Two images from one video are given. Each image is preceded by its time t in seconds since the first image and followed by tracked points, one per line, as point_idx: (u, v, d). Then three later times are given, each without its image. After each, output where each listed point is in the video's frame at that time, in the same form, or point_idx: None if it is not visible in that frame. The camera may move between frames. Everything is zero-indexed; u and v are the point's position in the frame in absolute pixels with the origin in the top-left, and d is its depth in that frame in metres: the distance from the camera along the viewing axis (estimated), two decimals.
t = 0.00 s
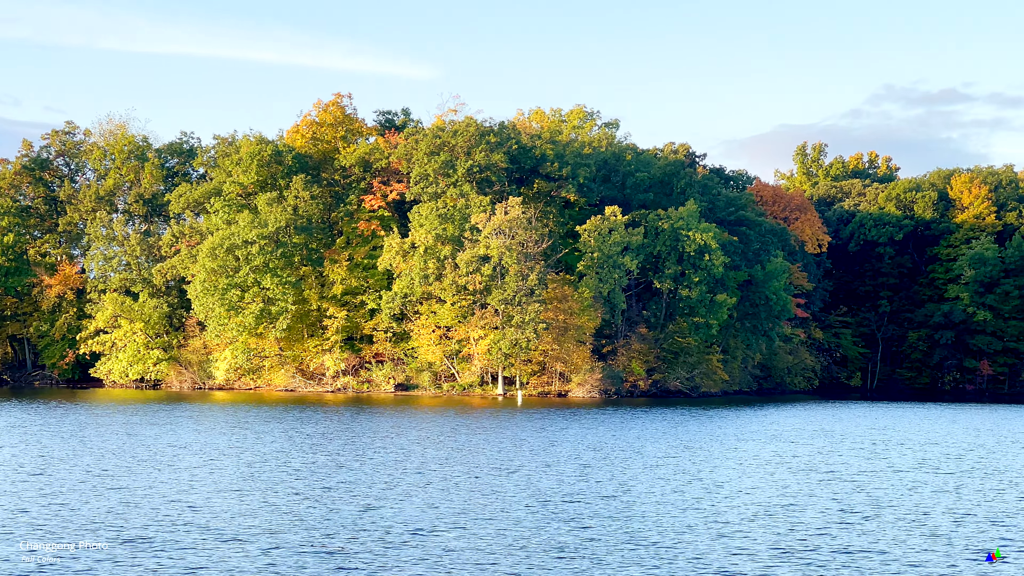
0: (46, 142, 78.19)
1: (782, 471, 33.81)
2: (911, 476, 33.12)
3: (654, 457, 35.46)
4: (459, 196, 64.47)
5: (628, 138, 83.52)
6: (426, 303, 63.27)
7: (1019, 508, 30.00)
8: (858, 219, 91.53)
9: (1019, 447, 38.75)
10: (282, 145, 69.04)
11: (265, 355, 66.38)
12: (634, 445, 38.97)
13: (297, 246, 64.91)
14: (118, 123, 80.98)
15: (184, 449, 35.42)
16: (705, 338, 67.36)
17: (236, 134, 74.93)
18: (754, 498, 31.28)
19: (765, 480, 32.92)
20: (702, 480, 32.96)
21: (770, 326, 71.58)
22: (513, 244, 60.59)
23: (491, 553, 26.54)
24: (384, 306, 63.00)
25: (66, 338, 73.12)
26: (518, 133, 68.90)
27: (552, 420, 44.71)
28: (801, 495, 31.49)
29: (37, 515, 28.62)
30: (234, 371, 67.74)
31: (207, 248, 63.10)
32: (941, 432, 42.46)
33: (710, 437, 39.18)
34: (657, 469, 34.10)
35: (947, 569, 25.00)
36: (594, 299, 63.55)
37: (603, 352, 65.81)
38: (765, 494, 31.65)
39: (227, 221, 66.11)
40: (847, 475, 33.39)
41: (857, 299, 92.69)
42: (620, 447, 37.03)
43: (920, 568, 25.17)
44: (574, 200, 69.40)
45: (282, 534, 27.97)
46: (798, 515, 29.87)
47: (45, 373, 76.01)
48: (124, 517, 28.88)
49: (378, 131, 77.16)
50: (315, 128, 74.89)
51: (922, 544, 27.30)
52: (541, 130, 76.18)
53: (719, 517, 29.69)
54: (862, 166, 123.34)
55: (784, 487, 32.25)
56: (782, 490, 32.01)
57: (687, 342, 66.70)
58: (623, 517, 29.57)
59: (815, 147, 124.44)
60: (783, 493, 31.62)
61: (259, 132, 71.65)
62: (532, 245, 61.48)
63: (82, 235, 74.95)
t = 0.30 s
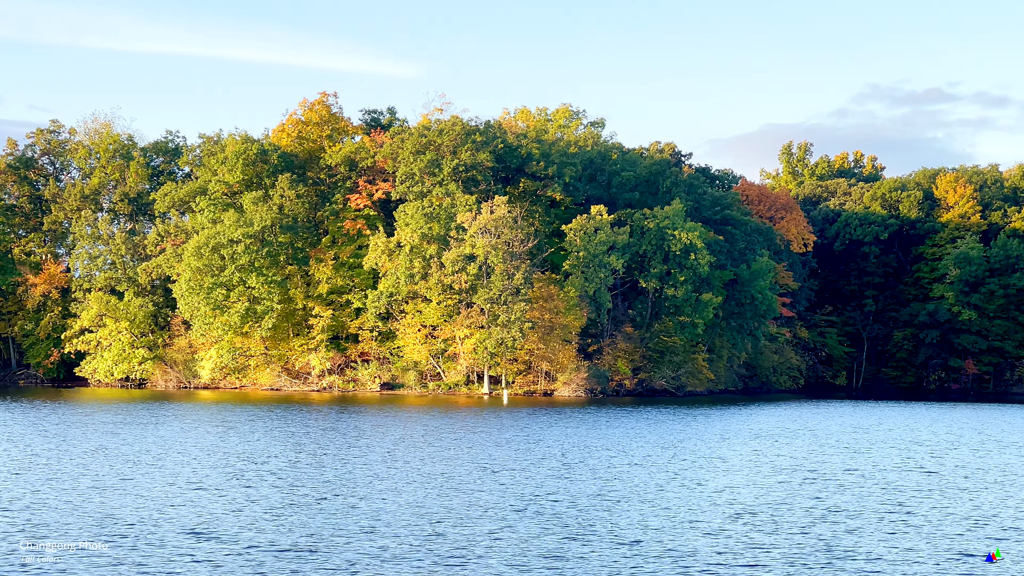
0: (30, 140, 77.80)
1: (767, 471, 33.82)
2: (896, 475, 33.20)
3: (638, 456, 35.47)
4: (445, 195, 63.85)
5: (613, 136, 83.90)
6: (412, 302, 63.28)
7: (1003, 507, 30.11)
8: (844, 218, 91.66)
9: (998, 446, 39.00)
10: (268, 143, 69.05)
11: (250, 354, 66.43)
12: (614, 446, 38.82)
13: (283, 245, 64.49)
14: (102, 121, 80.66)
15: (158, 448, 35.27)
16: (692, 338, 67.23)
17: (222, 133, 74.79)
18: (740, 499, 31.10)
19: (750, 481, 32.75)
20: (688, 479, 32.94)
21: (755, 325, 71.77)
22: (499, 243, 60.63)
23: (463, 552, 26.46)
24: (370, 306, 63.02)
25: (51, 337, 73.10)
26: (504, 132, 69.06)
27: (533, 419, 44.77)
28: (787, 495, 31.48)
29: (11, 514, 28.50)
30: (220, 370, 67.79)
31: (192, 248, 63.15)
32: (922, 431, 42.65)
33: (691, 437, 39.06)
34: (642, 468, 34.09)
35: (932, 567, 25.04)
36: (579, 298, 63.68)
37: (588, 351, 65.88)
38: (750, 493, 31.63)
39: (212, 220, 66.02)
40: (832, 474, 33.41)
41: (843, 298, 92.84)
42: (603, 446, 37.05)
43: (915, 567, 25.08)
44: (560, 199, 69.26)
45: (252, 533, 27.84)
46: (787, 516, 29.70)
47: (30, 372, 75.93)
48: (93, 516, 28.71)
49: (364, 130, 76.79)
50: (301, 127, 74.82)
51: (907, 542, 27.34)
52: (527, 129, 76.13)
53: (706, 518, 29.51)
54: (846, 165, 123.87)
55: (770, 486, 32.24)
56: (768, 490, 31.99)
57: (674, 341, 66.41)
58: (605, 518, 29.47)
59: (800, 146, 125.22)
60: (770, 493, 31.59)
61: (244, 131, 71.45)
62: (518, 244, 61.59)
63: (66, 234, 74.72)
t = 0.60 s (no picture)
0: (16, 139, 77.70)
1: (751, 470, 33.81)
2: (880, 474, 33.25)
3: (622, 455, 35.47)
4: (432, 194, 64.09)
5: (600, 135, 84.10)
6: (399, 301, 63.30)
7: (985, 506, 30.20)
8: (831, 217, 91.88)
9: (981, 444, 39.22)
10: (255, 141, 68.72)
11: (237, 352, 66.49)
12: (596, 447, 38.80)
13: (270, 243, 64.54)
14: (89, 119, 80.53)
15: (134, 447, 35.22)
16: (679, 337, 67.27)
17: (209, 132, 74.70)
18: (729, 501, 30.91)
19: (735, 480, 32.73)
20: (672, 478, 32.95)
21: (742, 324, 71.93)
22: (486, 242, 60.59)
23: (434, 551, 26.42)
24: (357, 305, 62.99)
25: (37, 336, 73.13)
26: (491, 131, 69.03)
27: (515, 417, 44.80)
28: (771, 494, 31.48)
29: None
30: (207, 369, 67.80)
31: (179, 247, 63.21)
32: (904, 430, 42.75)
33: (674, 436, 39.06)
34: (625, 468, 34.09)
35: (914, 566, 25.09)
36: (566, 297, 63.75)
37: (575, 350, 65.93)
38: (734, 493, 31.63)
39: (199, 219, 66.01)
40: (816, 473, 33.43)
41: (830, 296, 93.02)
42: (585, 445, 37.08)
43: (910, 567, 24.99)
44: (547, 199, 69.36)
45: (224, 532, 27.75)
46: (776, 517, 29.55)
47: (16, 371, 75.90)
48: (63, 516, 28.54)
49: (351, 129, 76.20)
50: (287, 125, 74.26)
51: (891, 541, 27.38)
52: (515, 127, 76.11)
53: (690, 517, 29.53)
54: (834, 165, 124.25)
55: (754, 485, 32.23)
56: (752, 489, 31.99)
57: (660, 340, 66.58)
58: (583, 516, 29.51)
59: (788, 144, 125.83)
60: (755, 492, 31.59)
61: (231, 130, 71.38)
62: (505, 243, 61.53)
63: (53, 233, 74.64)
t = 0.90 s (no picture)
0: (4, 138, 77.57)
1: (740, 470, 33.82)
2: (869, 473, 33.30)
3: (609, 454, 35.47)
4: (421, 193, 63.73)
5: (588, 134, 84.25)
6: (387, 300, 63.39)
7: (973, 504, 30.26)
8: (819, 216, 91.91)
9: (966, 443, 39.37)
10: (243, 141, 68.81)
11: (225, 351, 66.59)
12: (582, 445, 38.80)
13: (258, 242, 64.68)
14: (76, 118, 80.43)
15: (112, 445, 35.11)
16: (667, 336, 67.39)
17: (196, 130, 74.62)
18: (719, 501, 30.78)
19: (724, 480, 32.73)
20: (660, 477, 32.95)
21: (730, 323, 72.06)
22: (474, 242, 60.63)
23: (409, 549, 26.42)
24: (345, 304, 62.96)
25: (25, 335, 73.10)
26: (479, 129, 69.11)
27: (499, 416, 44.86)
28: (760, 493, 31.47)
29: None
30: (195, 368, 67.83)
31: (167, 245, 63.09)
32: (888, 429, 42.86)
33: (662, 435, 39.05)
34: (612, 467, 34.08)
35: (900, 565, 25.13)
36: (555, 296, 63.83)
37: (563, 349, 66.06)
38: (723, 492, 31.64)
39: (187, 218, 66.00)
40: (804, 471, 33.46)
41: (818, 296, 93.20)
42: (570, 444, 37.09)
43: (907, 567, 24.93)
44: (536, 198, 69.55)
45: (202, 531, 27.75)
46: (767, 518, 29.41)
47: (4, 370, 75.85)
48: (38, 515, 28.45)
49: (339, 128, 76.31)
50: (276, 125, 74.06)
51: (879, 540, 27.40)
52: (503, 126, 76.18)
53: (677, 516, 29.52)
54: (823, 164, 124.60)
55: (743, 485, 32.23)
56: (741, 488, 31.98)
57: (648, 339, 66.54)
58: (565, 514, 29.54)
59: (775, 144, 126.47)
60: (743, 491, 31.59)
61: (219, 129, 71.47)
62: (494, 243, 61.58)
63: (40, 231, 74.55)
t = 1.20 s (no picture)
0: None
1: (727, 469, 33.78)
2: (856, 472, 33.30)
3: (595, 454, 35.42)
4: (409, 192, 63.76)
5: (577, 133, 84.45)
6: (375, 299, 63.48)
7: (960, 504, 30.28)
8: (808, 215, 92.18)
9: (953, 441, 39.44)
10: (231, 140, 68.80)
11: (214, 350, 66.62)
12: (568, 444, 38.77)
13: (247, 241, 64.91)
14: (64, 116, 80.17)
15: (94, 445, 35.04)
16: (656, 335, 67.40)
17: (185, 129, 74.54)
18: (708, 501, 30.72)
19: (712, 479, 32.68)
20: (647, 476, 32.92)
21: (719, 322, 72.14)
22: (463, 241, 60.69)
23: (388, 548, 26.45)
24: (334, 303, 62.92)
25: (13, 334, 73.03)
26: (468, 128, 69.14)
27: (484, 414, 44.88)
28: (748, 492, 31.43)
29: None
30: (184, 367, 67.80)
31: (156, 244, 63.01)
32: (873, 428, 42.92)
33: (648, 434, 39.01)
34: (599, 466, 34.05)
35: (887, 565, 25.10)
36: (544, 295, 63.90)
37: (552, 348, 66.13)
38: (710, 491, 31.58)
39: (175, 217, 65.99)
40: (792, 471, 33.43)
41: (807, 295, 93.39)
42: (554, 443, 37.08)
43: (895, 565, 24.93)
44: (524, 196, 69.71)
45: (182, 529, 27.72)
46: (755, 517, 29.37)
47: None
48: (17, 514, 28.38)
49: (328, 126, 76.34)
50: (265, 124, 74.06)
51: (867, 539, 27.39)
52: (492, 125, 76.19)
53: (664, 515, 29.48)
54: (813, 163, 125.03)
55: (732, 484, 32.19)
56: (729, 487, 31.94)
57: (637, 337, 66.29)
58: (546, 513, 29.56)
59: (766, 142, 126.78)
60: (731, 491, 31.54)
61: (208, 127, 71.44)
62: (482, 242, 61.80)
63: (29, 230, 74.41)
